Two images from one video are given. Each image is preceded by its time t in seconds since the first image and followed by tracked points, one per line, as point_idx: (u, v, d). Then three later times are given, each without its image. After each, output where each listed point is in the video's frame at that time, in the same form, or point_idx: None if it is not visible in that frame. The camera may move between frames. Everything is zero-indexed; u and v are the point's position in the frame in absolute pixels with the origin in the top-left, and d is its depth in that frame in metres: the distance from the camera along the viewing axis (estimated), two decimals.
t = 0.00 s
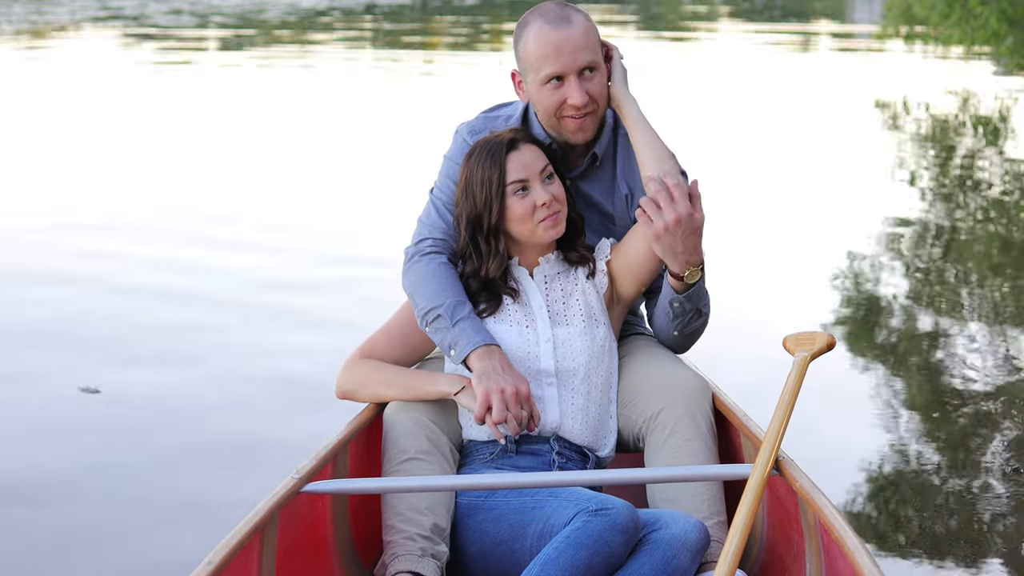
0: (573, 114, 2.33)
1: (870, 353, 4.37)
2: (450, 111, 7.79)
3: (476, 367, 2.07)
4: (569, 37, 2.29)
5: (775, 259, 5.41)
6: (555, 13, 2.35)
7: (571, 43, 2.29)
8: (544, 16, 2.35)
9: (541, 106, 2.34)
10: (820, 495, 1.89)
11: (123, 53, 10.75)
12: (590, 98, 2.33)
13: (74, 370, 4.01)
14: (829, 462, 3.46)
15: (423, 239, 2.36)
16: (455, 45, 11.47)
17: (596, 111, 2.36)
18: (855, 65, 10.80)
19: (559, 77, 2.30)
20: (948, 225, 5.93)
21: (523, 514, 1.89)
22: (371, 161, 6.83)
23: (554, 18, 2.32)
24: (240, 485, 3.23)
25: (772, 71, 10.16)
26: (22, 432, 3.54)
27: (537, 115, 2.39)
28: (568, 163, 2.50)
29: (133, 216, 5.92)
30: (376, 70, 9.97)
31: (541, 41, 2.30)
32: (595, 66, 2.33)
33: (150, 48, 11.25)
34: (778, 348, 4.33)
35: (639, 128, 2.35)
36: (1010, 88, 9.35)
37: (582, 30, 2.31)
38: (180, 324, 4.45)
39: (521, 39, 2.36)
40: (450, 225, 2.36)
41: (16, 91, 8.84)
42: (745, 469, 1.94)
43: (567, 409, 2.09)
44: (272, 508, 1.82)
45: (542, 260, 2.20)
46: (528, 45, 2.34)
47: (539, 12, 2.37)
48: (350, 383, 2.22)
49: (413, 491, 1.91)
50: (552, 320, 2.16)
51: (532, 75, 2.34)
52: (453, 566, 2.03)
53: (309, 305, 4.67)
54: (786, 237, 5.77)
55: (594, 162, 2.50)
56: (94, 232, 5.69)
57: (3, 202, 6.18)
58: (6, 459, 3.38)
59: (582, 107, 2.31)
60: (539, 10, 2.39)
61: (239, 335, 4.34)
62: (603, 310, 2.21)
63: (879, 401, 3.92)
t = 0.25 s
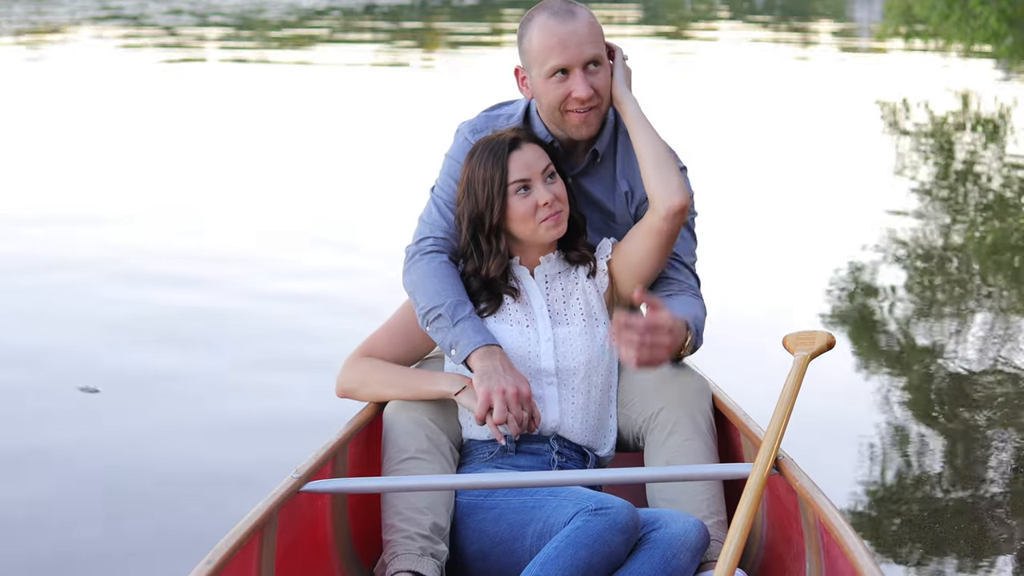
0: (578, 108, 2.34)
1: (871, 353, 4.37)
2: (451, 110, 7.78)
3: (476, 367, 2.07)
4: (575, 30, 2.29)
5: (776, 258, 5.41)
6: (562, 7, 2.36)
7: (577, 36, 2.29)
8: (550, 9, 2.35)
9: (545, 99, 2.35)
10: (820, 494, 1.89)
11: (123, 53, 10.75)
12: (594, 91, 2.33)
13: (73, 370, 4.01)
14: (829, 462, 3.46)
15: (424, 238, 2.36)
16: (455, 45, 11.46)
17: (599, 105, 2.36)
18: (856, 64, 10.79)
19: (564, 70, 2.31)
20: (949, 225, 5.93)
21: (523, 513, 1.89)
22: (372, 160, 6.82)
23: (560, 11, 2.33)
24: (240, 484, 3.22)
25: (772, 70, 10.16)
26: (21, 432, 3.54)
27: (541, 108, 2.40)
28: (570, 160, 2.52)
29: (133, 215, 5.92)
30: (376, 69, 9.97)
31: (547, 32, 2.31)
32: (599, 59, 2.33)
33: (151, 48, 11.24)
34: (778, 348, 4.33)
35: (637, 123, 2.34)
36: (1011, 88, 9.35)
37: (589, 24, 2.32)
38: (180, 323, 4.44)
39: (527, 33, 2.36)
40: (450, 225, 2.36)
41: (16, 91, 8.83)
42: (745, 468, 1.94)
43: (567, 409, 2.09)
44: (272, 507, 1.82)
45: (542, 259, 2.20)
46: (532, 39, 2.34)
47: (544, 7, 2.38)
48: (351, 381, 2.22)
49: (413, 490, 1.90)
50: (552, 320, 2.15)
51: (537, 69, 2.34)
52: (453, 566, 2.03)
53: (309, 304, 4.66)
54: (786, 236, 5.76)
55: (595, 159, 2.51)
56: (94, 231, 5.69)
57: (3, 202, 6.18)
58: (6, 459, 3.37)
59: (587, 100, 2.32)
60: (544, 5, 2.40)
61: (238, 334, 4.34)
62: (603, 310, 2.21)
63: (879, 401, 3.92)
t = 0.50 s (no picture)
0: (578, 101, 2.34)
1: (870, 352, 4.37)
2: (451, 109, 7.78)
3: (476, 367, 2.07)
4: (573, 24, 2.30)
5: (776, 258, 5.41)
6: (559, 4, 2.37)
7: (575, 30, 2.30)
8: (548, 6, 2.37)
9: (545, 95, 2.35)
10: (820, 495, 1.89)
11: (123, 53, 10.74)
12: (594, 84, 2.33)
13: (73, 370, 4.00)
14: (829, 461, 3.46)
15: (425, 237, 2.36)
16: (455, 45, 11.46)
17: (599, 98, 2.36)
18: (855, 64, 10.79)
19: (563, 64, 2.31)
20: (948, 225, 5.93)
21: (523, 513, 1.89)
22: (372, 160, 6.81)
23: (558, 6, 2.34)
24: (240, 484, 3.22)
25: (772, 70, 10.16)
26: (21, 432, 3.53)
27: (541, 105, 2.40)
28: (570, 157, 2.52)
29: (133, 215, 5.91)
30: (376, 69, 9.96)
31: (546, 26, 2.31)
32: (598, 54, 2.34)
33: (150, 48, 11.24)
34: (778, 348, 4.32)
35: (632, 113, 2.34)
36: (1011, 88, 9.35)
37: (587, 17, 2.33)
38: (180, 323, 4.43)
39: (525, 31, 2.36)
40: (451, 225, 2.36)
41: (16, 91, 8.82)
42: (745, 468, 1.94)
43: (567, 409, 2.10)
44: (272, 507, 1.82)
45: (542, 259, 2.20)
46: (531, 36, 2.35)
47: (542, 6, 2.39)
48: (351, 381, 2.22)
49: (413, 489, 1.90)
50: (552, 319, 2.15)
51: (535, 65, 2.35)
52: (453, 565, 2.03)
53: (309, 304, 4.66)
54: (786, 236, 5.76)
55: (594, 155, 2.51)
56: (94, 231, 5.68)
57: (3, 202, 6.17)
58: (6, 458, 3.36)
59: (587, 92, 2.32)
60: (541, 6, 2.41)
61: (238, 334, 4.34)
62: (603, 309, 2.20)
63: (878, 401, 3.92)
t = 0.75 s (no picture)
0: (577, 98, 2.34)
1: (870, 352, 4.37)
2: (450, 109, 7.78)
3: (475, 368, 2.07)
4: (569, 22, 2.31)
5: (775, 258, 5.41)
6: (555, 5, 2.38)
7: (572, 28, 2.31)
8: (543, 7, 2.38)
9: (543, 93, 2.35)
10: (819, 494, 1.89)
11: (122, 53, 10.74)
12: (592, 81, 2.33)
13: (73, 370, 4.00)
14: (828, 461, 3.46)
15: (423, 236, 2.36)
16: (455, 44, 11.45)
17: (597, 96, 2.36)
18: (855, 63, 10.78)
19: (561, 61, 2.32)
20: (948, 225, 5.93)
21: (522, 513, 1.89)
22: (371, 161, 6.81)
23: (554, 5, 2.35)
24: (239, 484, 3.22)
25: (771, 69, 10.16)
26: (21, 432, 3.53)
27: (540, 104, 2.40)
28: (570, 155, 2.52)
29: (133, 216, 5.91)
30: (376, 68, 9.95)
31: (542, 24, 2.32)
32: (596, 52, 2.35)
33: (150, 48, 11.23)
34: (777, 348, 4.32)
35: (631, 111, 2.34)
36: (1011, 88, 9.34)
37: (584, 14, 2.34)
38: (179, 323, 4.44)
39: (522, 32, 2.37)
40: (450, 224, 2.36)
41: (16, 91, 8.82)
42: (744, 467, 1.94)
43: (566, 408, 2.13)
44: (271, 507, 1.82)
45: (539, 259, 2.20)
46: (528, 35, 2.36)
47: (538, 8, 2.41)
48: (350, 381, 2.22)
49: (412, 489, 1.90)
50: (550, 319, 2.15)
51: (534, 64, 2.35)
52: (451, 565, 2.03)
53: (308, 304, 4.66)
54: (786, 236, 5.76)
55: (593, 155, 2.51)
56: (93, 231, 5.68)
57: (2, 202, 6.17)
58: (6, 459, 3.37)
59: (586, 89, 2.32)
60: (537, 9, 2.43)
61: (238, 335, 4.33)
62: (601, 309, 2.21)
63: (877, 400, 3.92)
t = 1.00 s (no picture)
0: (572, 104, 2.35)
1: (870, 352, 4.38)
2: (451, 110, 7.78)
3: (476, 369, 2.07)
4: (569, 28, 2.29)
5: (775, 258, 5.41)
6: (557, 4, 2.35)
7: (571, 35, 2.29)
8: (545, 7, 2.35)
9: (540, 97, 2.36)
10: (820, 494, 1.89)
11: (122, 53, 10.73)
12: (588, 88, 2.34)
13: (73, 369, 4.00)
14: (828, 461, 3.46)
15: (423, 236, 2.36)
16: (455, 45, 11.45)
17: (593, 101, 2.36)
18: (856, 64, 10.78)
19: (558, 69, 2.31)
20: (948, 226, 5.93)
21: (522, 513, 1.89)
22: (371, 161, 6.81)
23: (555, 8, 2.32)
24: (239, 484, 3.22)
25: (772, 69, 10.15)
26: (21, 432, 3.53)
27: (537, 104, 2.40)
28: (568, 157, 2.53)
29: (134, 216, 5.91)
30: (376, 68, 9.95)
31: (540, 32, 2.30)
32: (594, 58, 2.34)
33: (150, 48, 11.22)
34: (778, 348, 4.32)
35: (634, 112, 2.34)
36: (1011, 88, 9.34)
37: (584, 20, 2.32)
38: (179, 323, 4.43)
39: (521, 34, 2.35)
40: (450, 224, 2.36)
41: (16, 91, 8.81)
42: (745, 467, 1.94)
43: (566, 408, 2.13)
44: (271, 507, 1.82)
45: (538, 258, 2.20)
46: (528, 37, 2.34)
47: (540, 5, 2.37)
48: (349, 382, 2.21)
49: (413, 489, 1.90)
50: (551, 318, 2.15)
51: (533, 67, 2.34)
52: (451, 565, 2.03)
53: (308, 304, 4.66)
54: (787, 236, 5.75)
55: (592, 155, 2.52)
56: (94, 231, 5.68)
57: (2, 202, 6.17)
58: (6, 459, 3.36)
59: (581, 98, 2.33)
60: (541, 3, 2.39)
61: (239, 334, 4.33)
62: (602, 308, 2.21)
63: (877, 400, 3.92)
